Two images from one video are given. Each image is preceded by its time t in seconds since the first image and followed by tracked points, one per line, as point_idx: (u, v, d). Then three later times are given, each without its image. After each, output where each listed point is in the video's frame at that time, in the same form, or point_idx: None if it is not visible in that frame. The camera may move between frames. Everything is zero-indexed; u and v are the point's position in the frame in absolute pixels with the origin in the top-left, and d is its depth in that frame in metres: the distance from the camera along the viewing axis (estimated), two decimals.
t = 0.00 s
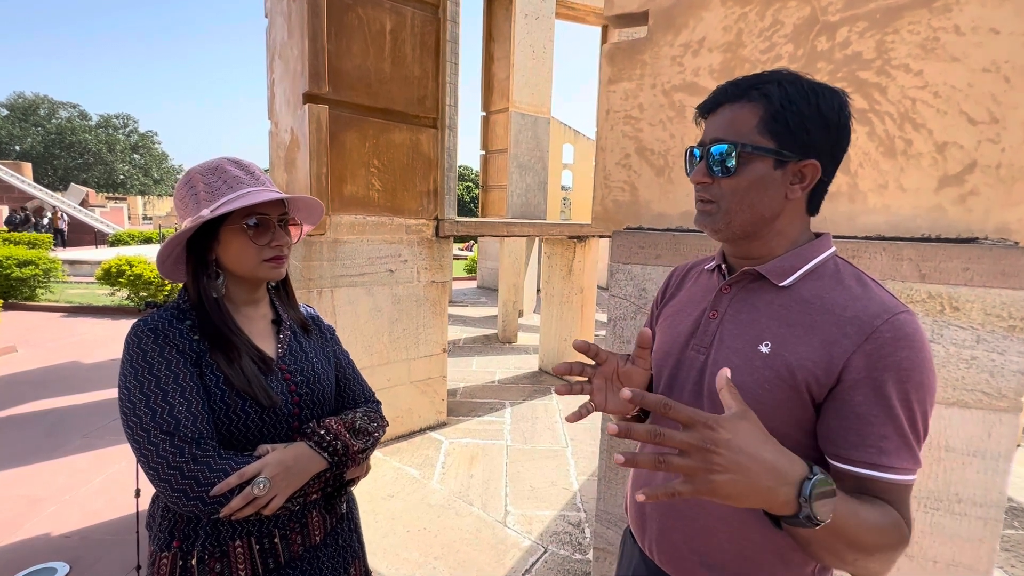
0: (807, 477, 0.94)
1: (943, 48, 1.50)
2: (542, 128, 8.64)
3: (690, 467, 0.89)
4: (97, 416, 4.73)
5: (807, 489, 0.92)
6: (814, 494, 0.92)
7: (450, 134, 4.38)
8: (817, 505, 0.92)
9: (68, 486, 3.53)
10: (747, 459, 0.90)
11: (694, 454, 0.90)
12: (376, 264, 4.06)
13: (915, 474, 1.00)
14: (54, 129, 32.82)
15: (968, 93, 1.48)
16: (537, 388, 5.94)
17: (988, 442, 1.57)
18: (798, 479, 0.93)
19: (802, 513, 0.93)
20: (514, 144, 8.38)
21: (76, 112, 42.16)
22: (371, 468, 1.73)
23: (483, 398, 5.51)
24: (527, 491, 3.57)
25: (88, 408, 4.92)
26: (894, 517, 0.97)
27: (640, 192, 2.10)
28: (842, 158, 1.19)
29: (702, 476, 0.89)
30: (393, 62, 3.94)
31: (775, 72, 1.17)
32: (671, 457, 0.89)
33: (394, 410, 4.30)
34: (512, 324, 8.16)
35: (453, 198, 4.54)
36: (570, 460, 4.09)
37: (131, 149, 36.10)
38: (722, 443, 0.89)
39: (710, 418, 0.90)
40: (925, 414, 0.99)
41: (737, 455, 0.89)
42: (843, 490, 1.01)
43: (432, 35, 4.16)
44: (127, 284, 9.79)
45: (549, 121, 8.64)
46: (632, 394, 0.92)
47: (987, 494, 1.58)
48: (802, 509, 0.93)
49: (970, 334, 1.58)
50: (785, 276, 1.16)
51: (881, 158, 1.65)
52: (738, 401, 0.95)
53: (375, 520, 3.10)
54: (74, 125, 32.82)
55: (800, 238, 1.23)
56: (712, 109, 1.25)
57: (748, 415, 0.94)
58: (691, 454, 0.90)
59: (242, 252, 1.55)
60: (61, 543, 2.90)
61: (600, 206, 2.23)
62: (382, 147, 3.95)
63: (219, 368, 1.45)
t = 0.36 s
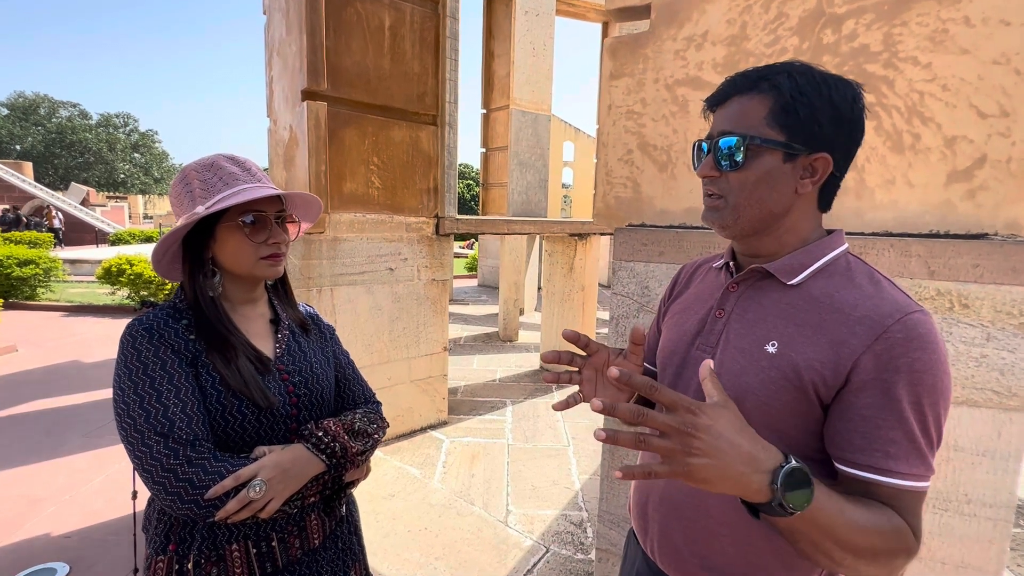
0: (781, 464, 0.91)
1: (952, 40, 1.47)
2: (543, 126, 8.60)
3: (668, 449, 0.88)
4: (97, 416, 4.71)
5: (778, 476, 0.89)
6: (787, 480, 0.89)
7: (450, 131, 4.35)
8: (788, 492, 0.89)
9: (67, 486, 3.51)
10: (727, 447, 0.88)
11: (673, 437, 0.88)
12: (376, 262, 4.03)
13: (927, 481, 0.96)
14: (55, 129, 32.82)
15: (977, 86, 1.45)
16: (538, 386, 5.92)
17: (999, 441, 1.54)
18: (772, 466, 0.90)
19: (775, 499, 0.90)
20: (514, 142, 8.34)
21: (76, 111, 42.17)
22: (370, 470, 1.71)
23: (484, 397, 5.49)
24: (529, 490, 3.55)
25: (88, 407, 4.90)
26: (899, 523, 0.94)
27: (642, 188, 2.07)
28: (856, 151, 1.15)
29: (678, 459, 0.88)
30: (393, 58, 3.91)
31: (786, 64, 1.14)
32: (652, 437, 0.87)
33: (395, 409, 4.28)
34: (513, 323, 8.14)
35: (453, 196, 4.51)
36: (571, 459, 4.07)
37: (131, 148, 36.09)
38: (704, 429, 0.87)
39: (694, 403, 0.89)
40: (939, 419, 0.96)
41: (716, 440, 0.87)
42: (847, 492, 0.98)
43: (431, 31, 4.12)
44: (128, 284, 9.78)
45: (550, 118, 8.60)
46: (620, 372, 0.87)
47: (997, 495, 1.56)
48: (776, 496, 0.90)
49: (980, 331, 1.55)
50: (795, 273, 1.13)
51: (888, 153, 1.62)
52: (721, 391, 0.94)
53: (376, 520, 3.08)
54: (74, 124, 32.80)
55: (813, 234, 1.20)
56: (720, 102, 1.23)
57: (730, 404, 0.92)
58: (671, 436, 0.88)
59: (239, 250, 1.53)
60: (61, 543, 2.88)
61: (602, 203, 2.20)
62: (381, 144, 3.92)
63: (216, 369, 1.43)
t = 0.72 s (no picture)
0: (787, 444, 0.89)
1: (969, 25, 1.42)
2: (545, 122, 8.54)
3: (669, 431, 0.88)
4: (98, 415, 4.69)
5: (784, 455, 0.87)
6: (793, 458, 0.87)
7: (451, 126, 4.30)
8: (795, 468, 0.87)
9: (67, 486, 3.48)
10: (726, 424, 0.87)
11: (673, 418, 0.89)
12: (376, 259, 3.99)
13: (959, 483, 0.90)
14: (57, 128, 32.84)
15: (996, 73, 1.40)
16: (541, 384, 5.88)
17: (1019, 441, 1.49)
18: (777, 446, 0.88)
19: (783, 477, 0.87)
20: (516, 139, 8.29)
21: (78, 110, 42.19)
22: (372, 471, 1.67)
23: (486, 395, 5.45)
24: (532, 490, 3.51)
25: (89, 407, 4.88)
26: (925, 526, 0.88)
27: (648, 181, 2.02)
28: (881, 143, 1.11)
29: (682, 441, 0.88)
30: (393, 53, 3.86)
31: (815, 50, 1.09)
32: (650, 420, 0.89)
33: (397, 407, 4.25)
34: (516, 320, 8.10)
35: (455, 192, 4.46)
36: (575, 458, 4.03)
37: (133, 147, 36.12)
38: (699, 408, 0.88)
39: (689, 384, 0.91)
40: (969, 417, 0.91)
41: (714, 420, 0.88)
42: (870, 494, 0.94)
43: (432, 25, 4.07)
44: (130, 283, 9.77)
45: (552, 115, 8.54)
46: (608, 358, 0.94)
47: (1017, 496, 1.51)
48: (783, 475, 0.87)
49: (999, 327, 1.50)
50: (813, 265, 1.08)
51: (903, 143, 1.57)
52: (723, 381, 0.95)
53: (378, 520, 3.05)
54: (76, 123, 32.84)
55: (833, 227, 1.15)
56: (742, 88, 1.17)
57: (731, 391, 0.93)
58: (670, 419, 0.89)
59: (237, 246, 1.49)
60: (62, 544, 2.85)
61: (606, 197, 2.15)
62: (382, 140, 3.88)
63: (213, 368, 1.39)
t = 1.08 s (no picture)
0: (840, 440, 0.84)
1: (975, 18, 1.39)
2: (547, 120, 8.51)
3: (753, 397, 0.79)
4: (100, 414, 4.70)
5: (840, 451, 0.82)
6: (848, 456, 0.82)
7: (452, 124, 4.29)
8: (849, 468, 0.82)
9: (70, 486, 3.49)
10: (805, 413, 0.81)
11: (762, 387, 0.79)
12: (377, 258, 3.98)
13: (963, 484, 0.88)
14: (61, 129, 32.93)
15: (1004, 66, 1.37)
16: (543, 382, 5.86)
17: None
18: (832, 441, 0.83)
19: (833, 474, 0.83)
20: (518, 136, 8.26)
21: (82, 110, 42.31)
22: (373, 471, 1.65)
23: (488, 394, 5.44)
24: (535, 489, 3.50)
25: (92, 406, 4.89)
26: (937, 523, 0.87)
27: (649, 178, 2.00)
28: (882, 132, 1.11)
29: (762, 415, 0.80)
30: (393, 50, 3.84)
31: (811, 44, 1.08)
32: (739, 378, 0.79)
33: (398, 406, 4.24)
34: (518, 319, 8.09)
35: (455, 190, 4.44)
36: (577, 457, 4.01)
37: (136, 147, 36.21)
38: (791, 389, 0.80)
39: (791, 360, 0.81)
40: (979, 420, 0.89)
41: (800, 403, 0.80)
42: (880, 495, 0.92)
43: (432, 22, 4.05)
44: (133, 282, 9.80)
45: (554, 112, 8.51)
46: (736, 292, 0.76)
47: None
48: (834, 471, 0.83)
49: (1005, 325, 1.47)
50: (822, 264, 1.06)
51: (908, 138, 1.54)
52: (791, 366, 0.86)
53: (380, 519, 3.04)
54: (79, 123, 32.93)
55: (839, 224, 1.13)
56: (740, 86, 1.15)
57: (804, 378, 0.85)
58: (758, 382, 0.79)
59: (238, 245, 1.47)
60: (64, 543, 2.86)
61: (607, 194, 2.13)
62: (382, 138, 3.86)
63: (213, 367, 1.37)
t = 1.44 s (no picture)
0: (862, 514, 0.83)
1: (970, 17, 1.40)
2: (549, 119, 8.52)
3: (804, 514, 0.77)
4: (105, 413, 4.73)
5: (860, 530, 0.81)
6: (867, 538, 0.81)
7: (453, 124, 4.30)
8: (870, 547, 0.81)
9: (75, 484, 3.52)
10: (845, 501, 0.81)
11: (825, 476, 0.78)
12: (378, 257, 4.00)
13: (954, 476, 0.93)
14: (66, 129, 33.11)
15: (998, 65, 1.38)
16: (545, 381, 5.87)
17: (1020, 439, 1.48)
18: (856, 520, 0.82)
19: (850, 552, 0.83)
20: (520, 135, 8.27)
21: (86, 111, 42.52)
22: (373, 468, 1.67)
23: (490, 392, 5.46)
24: (535, 487, 3.52)
25: (96, 405, 4.93)
26: (936, 526, 0.91)
27: (646, 177, 2.01)
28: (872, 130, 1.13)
29: (824, 517, 0.78)
30: (393, 50, 3.86)
31: (807, 40, 1.10)
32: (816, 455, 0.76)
33: (400, 405, 4.26)
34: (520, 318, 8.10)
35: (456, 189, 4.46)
36: (578, 455, 4.03)
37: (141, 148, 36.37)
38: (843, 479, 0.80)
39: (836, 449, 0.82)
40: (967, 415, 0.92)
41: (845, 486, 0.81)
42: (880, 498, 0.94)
43: (433, 22, 4.07)
44: (138, 282, 9.86)
45: (555, 111, 8.52)
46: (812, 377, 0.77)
47: (1018, 493, 1.49)
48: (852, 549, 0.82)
49: (999, 323, 1.48)
50: (808, 263, 1.08)
51: (903, 138, 1.55)
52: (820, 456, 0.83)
53: (381, 517, 3.07)
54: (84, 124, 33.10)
55: (825, 222, 1.15)
56: (736, 79, 1.17)
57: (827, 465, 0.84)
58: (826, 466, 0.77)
59: (239, 246, 1.50)
60: (70, 541, 2.89)
61: (605, 193, 2.14)
62: (383, 138, 3.88)
63: (216, 366, 1.39)
